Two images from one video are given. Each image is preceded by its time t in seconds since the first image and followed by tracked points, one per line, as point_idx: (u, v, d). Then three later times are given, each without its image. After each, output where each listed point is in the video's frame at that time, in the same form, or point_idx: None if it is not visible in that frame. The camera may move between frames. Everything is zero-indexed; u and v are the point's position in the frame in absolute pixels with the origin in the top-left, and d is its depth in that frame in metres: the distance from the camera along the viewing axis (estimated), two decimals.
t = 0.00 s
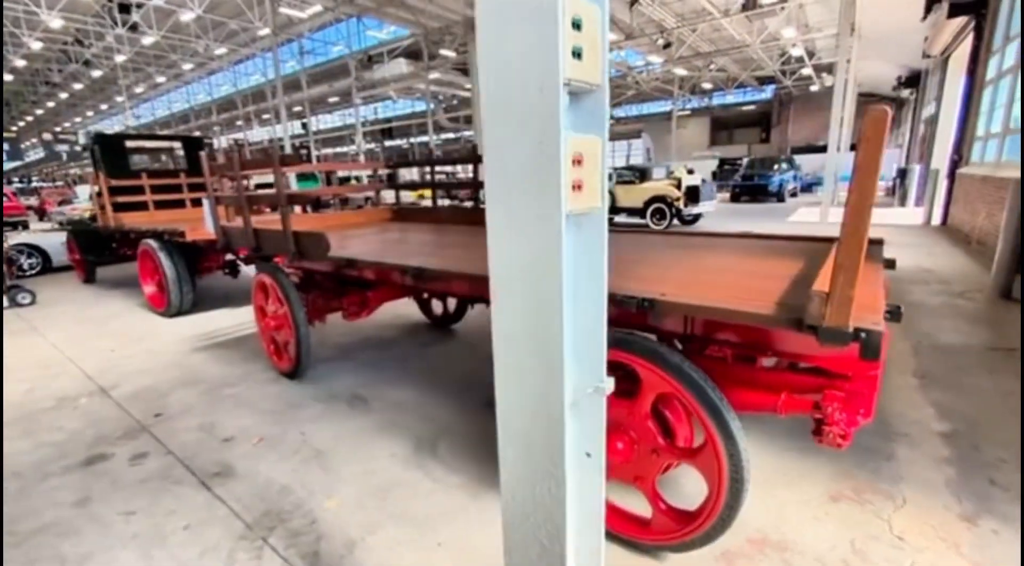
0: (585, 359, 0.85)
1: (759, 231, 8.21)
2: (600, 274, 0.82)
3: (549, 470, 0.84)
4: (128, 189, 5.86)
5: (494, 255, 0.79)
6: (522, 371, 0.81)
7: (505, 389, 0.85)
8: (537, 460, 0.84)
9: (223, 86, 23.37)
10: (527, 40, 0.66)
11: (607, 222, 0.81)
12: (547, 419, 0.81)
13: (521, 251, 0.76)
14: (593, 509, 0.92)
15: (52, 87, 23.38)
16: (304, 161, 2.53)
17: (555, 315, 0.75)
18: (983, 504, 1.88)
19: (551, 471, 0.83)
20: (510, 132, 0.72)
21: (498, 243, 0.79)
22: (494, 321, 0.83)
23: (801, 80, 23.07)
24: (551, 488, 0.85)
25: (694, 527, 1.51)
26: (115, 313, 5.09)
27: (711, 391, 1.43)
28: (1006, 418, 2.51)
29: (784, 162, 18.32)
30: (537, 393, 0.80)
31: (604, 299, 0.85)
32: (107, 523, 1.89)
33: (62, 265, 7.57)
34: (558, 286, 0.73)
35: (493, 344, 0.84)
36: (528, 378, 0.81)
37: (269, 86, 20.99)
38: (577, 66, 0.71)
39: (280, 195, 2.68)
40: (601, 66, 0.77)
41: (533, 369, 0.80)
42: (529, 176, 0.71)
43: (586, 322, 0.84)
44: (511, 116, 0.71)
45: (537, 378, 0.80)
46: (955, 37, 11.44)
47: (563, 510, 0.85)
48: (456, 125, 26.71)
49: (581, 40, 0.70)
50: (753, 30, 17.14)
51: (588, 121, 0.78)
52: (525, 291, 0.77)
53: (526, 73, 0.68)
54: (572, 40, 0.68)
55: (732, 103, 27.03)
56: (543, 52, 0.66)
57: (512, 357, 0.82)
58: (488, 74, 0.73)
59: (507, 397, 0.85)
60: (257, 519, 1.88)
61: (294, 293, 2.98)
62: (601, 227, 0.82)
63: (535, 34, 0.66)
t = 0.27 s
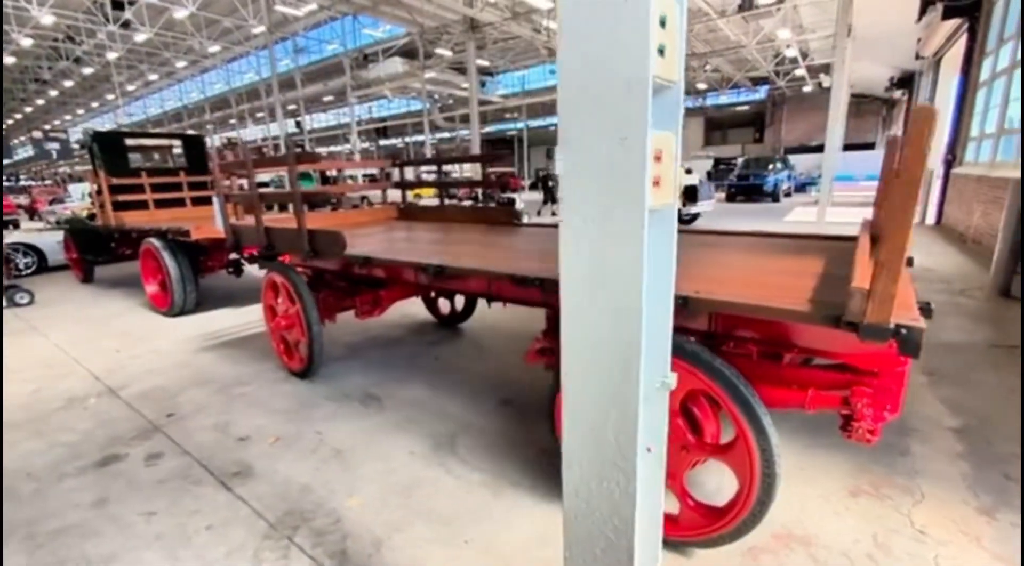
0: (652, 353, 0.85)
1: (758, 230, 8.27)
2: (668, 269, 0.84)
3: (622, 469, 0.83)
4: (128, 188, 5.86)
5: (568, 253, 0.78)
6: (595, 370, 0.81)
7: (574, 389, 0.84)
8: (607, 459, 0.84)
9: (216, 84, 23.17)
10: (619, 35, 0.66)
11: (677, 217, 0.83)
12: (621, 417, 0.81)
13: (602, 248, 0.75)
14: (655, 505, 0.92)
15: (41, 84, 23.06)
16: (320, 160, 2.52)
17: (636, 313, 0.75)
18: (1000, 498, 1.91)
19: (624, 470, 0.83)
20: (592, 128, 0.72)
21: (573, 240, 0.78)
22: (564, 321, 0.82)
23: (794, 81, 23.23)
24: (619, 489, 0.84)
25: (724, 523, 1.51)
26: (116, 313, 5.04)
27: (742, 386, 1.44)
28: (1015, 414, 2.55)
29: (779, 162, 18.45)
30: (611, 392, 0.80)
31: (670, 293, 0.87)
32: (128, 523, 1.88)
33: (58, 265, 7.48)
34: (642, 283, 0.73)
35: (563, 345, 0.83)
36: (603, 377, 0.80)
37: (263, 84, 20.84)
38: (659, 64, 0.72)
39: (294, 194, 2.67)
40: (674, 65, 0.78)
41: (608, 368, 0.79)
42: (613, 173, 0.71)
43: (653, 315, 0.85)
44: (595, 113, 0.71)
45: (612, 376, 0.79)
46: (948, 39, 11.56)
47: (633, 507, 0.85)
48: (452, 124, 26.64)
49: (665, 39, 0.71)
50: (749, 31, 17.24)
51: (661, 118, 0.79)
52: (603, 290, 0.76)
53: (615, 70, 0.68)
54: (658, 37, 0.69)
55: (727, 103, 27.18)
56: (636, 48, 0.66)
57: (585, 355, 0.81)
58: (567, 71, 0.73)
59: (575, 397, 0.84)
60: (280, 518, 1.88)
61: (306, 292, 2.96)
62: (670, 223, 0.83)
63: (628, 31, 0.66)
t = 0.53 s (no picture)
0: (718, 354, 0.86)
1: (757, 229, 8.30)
2: (735, 271, 0.85)
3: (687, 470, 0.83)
4: (127, 186, 5.85)
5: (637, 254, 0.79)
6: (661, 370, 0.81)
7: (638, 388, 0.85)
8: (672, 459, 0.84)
9: (209, 81, 22.94)
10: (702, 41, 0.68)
11: (745, 218, 0.84)
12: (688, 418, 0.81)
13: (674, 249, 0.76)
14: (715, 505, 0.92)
15: (30, 80, 22.71)
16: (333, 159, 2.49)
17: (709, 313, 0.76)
18: (1017, 497, 1.92)
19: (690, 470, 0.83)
20: (670, 130, 0.73)
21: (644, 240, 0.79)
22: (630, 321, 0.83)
23: (788, 81, 23.37)
24: (682, 493, 0.85)
25: (752, 523, 1.51)
26: (115, 313, 4.97)
27: (771, 385, 1.43)
28: None
29: (773, 162, 18.57)
30: (679, 393, 0.80)
31: (735, 293, 0.87)
32: (143, 527, 1.85)
33: (52, 264, 7.37)
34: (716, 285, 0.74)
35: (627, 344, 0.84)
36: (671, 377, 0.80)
37: (257, 82, 20.67)
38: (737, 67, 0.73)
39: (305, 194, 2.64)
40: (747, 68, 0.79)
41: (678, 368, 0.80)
42: (690, 175, 0.72)
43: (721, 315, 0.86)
44: (673, 116, 0.72)
45: (681, 376, 0.80)
46: (941, 41, 11.65)
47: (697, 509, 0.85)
48: (447, 123, 26.55)
49: (745, 42, 0.72)
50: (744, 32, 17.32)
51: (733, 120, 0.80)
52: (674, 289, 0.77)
53: (697, 75, 0.69)
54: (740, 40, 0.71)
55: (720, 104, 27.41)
56: (719, 54, 0.67)
57: (652, 355, 0.82)
58: (645, 75, 0.74)
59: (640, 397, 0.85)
60: (299, 521, 1.86)
61: (316, 292, 2.94)
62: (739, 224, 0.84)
63: (712, 35, 0.67)
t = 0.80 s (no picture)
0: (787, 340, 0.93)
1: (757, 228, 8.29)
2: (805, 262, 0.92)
3: (760, 442, 0.91)
4: (122, 183, 5.80)
5: (711, 242, 0.87)
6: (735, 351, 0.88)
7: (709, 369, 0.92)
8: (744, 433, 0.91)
9: (202, 77, 22.69)
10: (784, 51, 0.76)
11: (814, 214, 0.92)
12: (761, 394, 0.89)
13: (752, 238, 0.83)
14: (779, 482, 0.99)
15: (19, 76, 22.36)
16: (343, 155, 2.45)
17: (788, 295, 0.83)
18: None
19: (763, 443, 0.90)
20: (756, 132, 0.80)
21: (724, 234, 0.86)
22: (701, 305, 0.90)
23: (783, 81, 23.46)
24: (755, 469, 0.92)
25: (783, 526, 1.49)
26: (111, 312, 4.88)
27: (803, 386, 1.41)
28: None
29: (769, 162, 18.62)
30: (754, 370, 0.87)
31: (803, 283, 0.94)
32: (153, 534, 1.80)
33: (45, 262, 7.25)
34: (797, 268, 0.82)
35: (698, 326, 0.91)
36: (746, 356, 0.87)
37: (251, 79, 20.48)
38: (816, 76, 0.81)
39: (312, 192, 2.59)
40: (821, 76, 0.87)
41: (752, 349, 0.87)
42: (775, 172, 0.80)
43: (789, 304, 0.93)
44: (754, 117, 0.80)
45: (757, 357, 0.87)
46: (937, 42, 11.67)
47: (767, 480, 0.93)
48: (443, 121, 26.42)
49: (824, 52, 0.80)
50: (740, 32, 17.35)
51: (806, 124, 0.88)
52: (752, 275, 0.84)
53: (783, 81, 0.77)
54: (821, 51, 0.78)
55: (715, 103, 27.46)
56: (804, 63, 0.76)
57: (729, 340, 0.89)
58: (730, 83, 0.82)
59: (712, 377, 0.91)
60: (313, 527, 1.81)
61: (323, 291, 2.89)
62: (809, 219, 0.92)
63: (799, 50, 0.76)
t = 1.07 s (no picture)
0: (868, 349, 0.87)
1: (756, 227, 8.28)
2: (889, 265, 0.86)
3: (835, 455, 0.86)
4: (117, 179, 5.69)
5: (793, 241, 0.81)
6: (811, 359, 0.84)
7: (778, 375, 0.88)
8: (818, 446, 0.86)
9: (195, 74, 22.44)
10: (879, 34, 0.71)
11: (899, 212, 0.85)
12: (843, 403, 0.83)
13: (834, 237, 0.78)
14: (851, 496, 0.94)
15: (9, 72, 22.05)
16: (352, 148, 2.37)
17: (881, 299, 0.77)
18: None
19: (841, 457, 0.85)
20: (851, 125, 0.74)
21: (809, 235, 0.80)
22: (775, 305, 0.85)
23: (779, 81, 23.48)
24: (833, 484, 0.87)
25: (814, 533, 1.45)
26: (105, 312, 4.77)
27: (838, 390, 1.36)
28: None
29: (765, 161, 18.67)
30: (839, 382, 0.82)
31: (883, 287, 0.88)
32: (154, 543, 1.72)
33: (36, 261, 7.12)
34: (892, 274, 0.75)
35: (777, 334, 0.85)
36: (828, 365, 0.82)
37: (245, 75, 20.28)
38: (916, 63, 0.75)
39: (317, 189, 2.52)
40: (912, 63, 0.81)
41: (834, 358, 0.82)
42: (873, 170, 0.74)
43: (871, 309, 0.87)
44: (850, 109, 0.74)
45: (843, 369, 0.82)
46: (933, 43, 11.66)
47: (846, 496, 0.87)
48: (438, 119, 26.31)
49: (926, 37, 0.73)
50: (737, 31, 17.36)
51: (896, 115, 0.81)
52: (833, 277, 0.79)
53: (884, 71, 0.71)
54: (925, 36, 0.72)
55: (711, 103, 27.51)
56: (911, 49, 0.69)
57: (811, 349, 0.83)
58: (823, 74, 0.76)
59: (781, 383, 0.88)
60: (322, 534, 1.75)
61: (327, 290, 2.81)
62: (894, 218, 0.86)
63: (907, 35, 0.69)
